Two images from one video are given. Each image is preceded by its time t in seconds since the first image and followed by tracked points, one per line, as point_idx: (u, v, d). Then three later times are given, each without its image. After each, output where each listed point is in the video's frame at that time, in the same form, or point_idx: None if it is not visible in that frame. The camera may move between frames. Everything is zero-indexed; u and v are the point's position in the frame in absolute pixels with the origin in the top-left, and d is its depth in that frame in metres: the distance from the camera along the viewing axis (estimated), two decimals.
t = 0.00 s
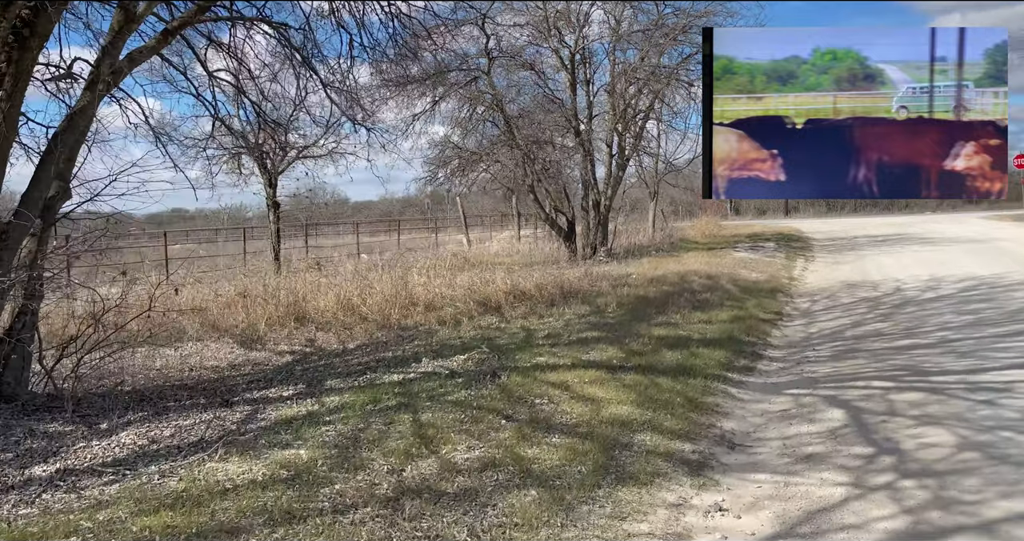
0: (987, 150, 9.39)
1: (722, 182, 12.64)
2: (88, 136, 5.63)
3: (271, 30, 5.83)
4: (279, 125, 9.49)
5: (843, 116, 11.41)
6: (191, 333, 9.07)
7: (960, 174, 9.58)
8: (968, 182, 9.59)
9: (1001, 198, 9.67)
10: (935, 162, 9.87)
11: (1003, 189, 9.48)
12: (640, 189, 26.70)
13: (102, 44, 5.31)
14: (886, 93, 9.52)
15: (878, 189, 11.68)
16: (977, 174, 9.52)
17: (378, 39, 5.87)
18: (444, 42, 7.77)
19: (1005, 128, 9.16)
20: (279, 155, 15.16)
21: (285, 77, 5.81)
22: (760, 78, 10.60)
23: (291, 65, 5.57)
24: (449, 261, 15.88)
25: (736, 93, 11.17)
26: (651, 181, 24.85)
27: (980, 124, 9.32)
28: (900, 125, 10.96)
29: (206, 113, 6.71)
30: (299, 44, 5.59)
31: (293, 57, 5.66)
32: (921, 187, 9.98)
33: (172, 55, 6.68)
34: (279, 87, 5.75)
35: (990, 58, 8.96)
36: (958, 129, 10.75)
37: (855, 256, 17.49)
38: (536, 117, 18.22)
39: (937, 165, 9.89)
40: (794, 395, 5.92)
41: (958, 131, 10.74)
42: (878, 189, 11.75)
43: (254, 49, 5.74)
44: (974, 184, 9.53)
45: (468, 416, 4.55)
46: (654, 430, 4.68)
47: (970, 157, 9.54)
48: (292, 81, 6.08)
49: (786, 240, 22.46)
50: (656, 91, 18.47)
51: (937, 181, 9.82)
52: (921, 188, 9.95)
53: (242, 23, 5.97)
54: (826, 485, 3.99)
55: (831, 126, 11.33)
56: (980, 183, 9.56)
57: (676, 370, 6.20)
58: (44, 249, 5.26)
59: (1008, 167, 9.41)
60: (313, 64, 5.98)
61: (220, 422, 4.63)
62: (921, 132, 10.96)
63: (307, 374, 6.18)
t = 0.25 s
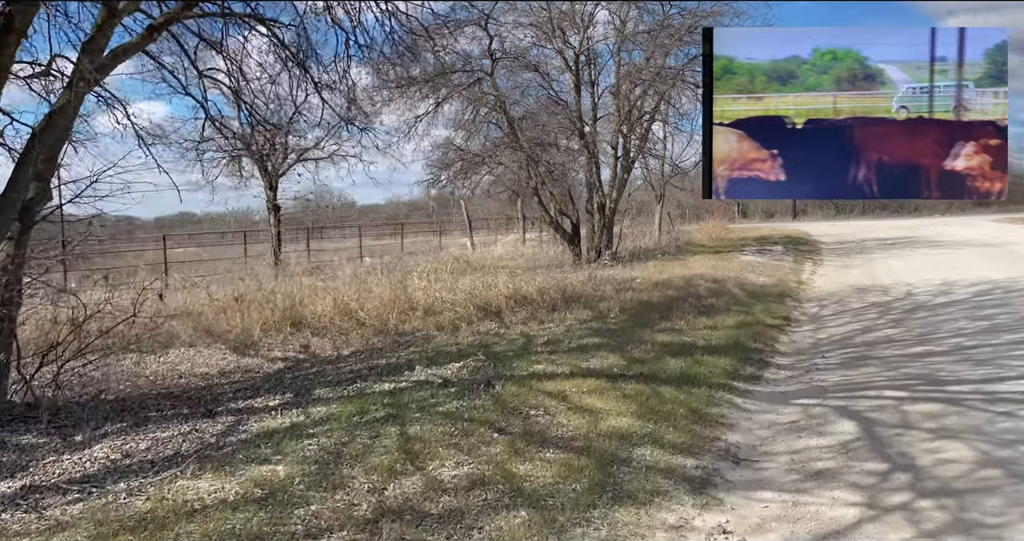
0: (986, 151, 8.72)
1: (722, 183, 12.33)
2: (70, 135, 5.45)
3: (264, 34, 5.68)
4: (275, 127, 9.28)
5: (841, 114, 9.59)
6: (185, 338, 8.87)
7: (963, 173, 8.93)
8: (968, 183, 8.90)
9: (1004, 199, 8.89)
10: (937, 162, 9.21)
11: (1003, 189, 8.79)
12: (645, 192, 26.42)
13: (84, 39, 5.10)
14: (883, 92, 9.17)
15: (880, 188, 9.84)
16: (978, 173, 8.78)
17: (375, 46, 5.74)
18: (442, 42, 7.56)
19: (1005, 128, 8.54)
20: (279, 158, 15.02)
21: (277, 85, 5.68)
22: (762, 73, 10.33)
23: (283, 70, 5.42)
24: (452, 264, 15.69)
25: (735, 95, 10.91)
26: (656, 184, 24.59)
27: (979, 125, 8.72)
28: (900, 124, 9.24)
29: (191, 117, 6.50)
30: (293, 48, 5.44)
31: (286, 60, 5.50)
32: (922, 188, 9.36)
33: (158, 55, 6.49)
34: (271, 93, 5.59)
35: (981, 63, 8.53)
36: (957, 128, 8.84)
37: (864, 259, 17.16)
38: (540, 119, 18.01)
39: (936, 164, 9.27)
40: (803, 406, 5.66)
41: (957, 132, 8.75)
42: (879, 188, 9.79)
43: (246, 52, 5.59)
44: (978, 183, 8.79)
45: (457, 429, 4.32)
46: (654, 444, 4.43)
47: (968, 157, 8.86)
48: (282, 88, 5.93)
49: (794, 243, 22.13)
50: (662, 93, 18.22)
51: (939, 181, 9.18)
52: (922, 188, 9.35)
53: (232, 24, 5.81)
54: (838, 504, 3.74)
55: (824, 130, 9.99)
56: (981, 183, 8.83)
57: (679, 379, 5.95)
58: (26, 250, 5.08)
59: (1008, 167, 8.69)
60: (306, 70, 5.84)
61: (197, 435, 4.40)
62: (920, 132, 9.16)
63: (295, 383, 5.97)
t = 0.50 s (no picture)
0: (987, 150, 9.11)
1: (722, 184, 12.38)
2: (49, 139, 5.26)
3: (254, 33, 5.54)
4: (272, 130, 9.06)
5: (843, 117, 11.52)
6: (178, 345, 8.69)
7: (961, 173, 9.37)
8: (968, 182, 9.34)
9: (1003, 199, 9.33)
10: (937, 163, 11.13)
11: (1003, 188, 9.20)
12: (653, 195, 26.12)
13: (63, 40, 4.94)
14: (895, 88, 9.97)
15: (878, 189, 11.86)
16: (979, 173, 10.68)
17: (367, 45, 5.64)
18: (441, 43, 7.37)
19: (1005, 127, 8.99)
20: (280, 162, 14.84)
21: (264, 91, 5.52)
22: (763, 74, 11.51)
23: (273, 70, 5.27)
24: (455, 269, 15.47)
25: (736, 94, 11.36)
26: (664, 187, 24.29)
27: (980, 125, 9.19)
28: (899, 125, 11.26)
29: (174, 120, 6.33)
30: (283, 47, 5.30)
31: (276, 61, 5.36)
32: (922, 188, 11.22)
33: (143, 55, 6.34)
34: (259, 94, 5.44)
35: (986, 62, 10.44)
36: (957, 129, 10.84)
37: (875, 265, 16.82)
38: (545, 121, 17.78)
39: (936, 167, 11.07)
40: (812, 421, 5.40)
41: (955, 132, 10.76)
42: (877, 189, 11.88)
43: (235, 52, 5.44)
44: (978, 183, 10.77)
45: (445, 448, 4.10)
46: (653, 463, 4.20)
47: (968, 156, 9.21)
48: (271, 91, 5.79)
49: (803, 248, 21.79)
50: (669, 95, 17.95)
51: (937, 180, 9.90)
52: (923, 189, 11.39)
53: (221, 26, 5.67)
54: (849, 532, 3.50)
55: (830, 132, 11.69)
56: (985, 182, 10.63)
57: (682, 392, 5.71)
58: (11, 258, 5.21)
59: (1008, 166, 9.09)
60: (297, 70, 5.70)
61: (175, 452, 4.21)
62: (921, 133, 11.17)
63: (284, 395, 5.77)
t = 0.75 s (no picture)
0: (988, 151, 11.31)
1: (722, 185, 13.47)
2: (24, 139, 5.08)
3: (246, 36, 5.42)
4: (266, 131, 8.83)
5: (843, 117, 12.31)
6: (168, 350, 8.50)
7: (962, 175, 11.56)
8: (969, 181, 11.57)
9: (1001, 196, 11.66)
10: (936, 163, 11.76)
11: (1001, 188, 11.53)
12: (660, 197, 25.79)
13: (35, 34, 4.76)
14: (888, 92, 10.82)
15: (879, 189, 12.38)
16: (978, 173, 11.46)
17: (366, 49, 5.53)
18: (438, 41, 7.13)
19: (1003, 128, 11.11)
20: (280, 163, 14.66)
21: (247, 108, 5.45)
22: (764, 76, 12.02)
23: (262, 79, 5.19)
24: (457, 271, 15.26)
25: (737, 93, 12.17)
26: (671, 189, 23.97)
27: (983, 126, 11.23)
28: (900, 125, 11.70)
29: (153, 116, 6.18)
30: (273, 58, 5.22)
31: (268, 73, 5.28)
32: (923, 187, 11.94)
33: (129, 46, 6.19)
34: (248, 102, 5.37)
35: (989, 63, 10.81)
36: (957, 129, 11.24)
37: (886, 268, 16.45)
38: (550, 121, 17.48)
39: (936, 166, 11.77)
40: (817, 432, 5.14)
41: (957, 132, 11.11)
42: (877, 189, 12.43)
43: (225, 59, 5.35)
44: (976, 183, 11.47)
45: (425, 461, 3.88)
46: (647, 478, 3.96)
47: (970, 157, 11.40)
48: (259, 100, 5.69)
49: (813, 251, 21.43)
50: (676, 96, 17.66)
51: (938, 183, 11.81)
52: (923, 189, 11.94)
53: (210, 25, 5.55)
54: None
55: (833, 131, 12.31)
56: (982, 182, 11.52)
57: (681, 400, 5.47)
58: None
59: (1007, 168, 11.40)
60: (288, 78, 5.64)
61: (141, 464, 4.01)
62: (922, 133, 11.63)
63: (266, 402, 5.57)
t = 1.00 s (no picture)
0: (988, 150, 11.31)
1: (723, 182, 14.05)
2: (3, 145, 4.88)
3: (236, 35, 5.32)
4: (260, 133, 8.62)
5: (843, 117, 12.31)
6: (160, 358, 8.34)
7: (961, 175, 11.64)
8: (969, 182, 11.64)
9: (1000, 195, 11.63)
10: (937, 164, 11.83)
11: (1001, 188, 11.53)
12: (669, 199, 25.43)
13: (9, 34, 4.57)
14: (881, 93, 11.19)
15: (879, 189, 12.46)
16: (979, 173, 11.47)
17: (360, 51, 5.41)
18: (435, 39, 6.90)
19: (1003, 128, 11.09)
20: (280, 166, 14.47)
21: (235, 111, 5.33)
22: (765, 75, 12.36)
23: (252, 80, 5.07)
24: (460, 274, 15.06)
25: (736, 94, 12.63)
26: (680, 192, 23.61)
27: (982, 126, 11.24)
28: (899, 126, 11.83)
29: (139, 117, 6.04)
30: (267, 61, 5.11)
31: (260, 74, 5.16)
32: (922, 187, 12.05)
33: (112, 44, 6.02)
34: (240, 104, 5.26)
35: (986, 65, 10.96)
36: (956, 130, 11.30)
37: (900, 272, 16.06)
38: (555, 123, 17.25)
39: (937, 166, 11.85)
40: (825, 450, 4.87)
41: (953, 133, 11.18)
42: (878, 189, 12.50)
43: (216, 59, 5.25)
44: (977, 182, 11.50)
45: (406, 484, 3.66)
46: (642, 504, 3.71)
47: (969, 157, 11.41)
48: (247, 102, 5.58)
49: (824, 254, 21.03)
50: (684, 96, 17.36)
51: (937, 183, 11.89)
52: (923, 189, 12.04)
53: (199, 24, 5.42)
54: None
55: (827, 134, 12.66)
56: (982, 182, 11.49)
57: (682, 415, 5.21)
58: None
59: (1006, 168, 11.35)
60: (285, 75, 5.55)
61: (108, 486, 3.81)
62: (921, 133, 11.75)
63: (250, 415, 5.37)
